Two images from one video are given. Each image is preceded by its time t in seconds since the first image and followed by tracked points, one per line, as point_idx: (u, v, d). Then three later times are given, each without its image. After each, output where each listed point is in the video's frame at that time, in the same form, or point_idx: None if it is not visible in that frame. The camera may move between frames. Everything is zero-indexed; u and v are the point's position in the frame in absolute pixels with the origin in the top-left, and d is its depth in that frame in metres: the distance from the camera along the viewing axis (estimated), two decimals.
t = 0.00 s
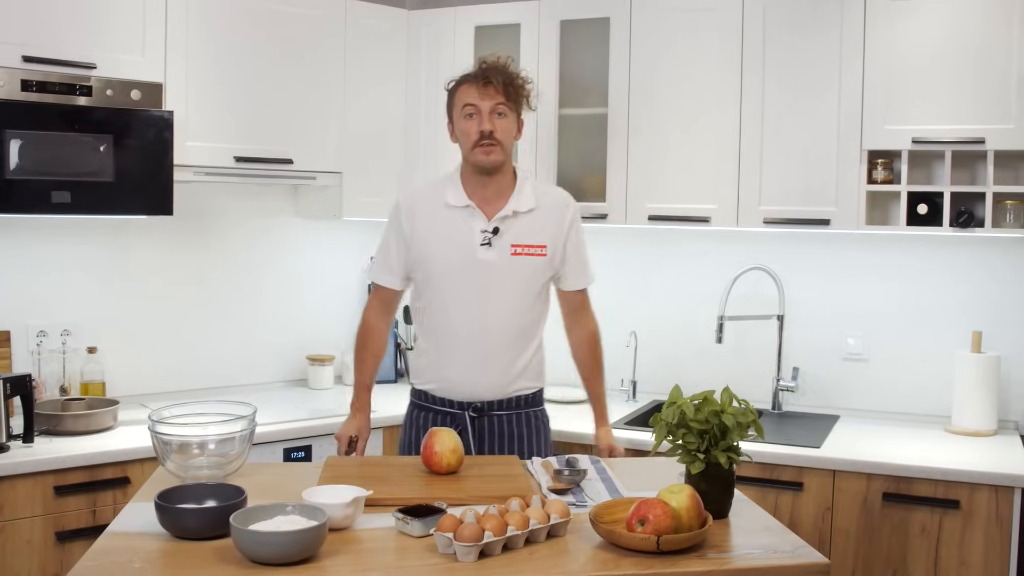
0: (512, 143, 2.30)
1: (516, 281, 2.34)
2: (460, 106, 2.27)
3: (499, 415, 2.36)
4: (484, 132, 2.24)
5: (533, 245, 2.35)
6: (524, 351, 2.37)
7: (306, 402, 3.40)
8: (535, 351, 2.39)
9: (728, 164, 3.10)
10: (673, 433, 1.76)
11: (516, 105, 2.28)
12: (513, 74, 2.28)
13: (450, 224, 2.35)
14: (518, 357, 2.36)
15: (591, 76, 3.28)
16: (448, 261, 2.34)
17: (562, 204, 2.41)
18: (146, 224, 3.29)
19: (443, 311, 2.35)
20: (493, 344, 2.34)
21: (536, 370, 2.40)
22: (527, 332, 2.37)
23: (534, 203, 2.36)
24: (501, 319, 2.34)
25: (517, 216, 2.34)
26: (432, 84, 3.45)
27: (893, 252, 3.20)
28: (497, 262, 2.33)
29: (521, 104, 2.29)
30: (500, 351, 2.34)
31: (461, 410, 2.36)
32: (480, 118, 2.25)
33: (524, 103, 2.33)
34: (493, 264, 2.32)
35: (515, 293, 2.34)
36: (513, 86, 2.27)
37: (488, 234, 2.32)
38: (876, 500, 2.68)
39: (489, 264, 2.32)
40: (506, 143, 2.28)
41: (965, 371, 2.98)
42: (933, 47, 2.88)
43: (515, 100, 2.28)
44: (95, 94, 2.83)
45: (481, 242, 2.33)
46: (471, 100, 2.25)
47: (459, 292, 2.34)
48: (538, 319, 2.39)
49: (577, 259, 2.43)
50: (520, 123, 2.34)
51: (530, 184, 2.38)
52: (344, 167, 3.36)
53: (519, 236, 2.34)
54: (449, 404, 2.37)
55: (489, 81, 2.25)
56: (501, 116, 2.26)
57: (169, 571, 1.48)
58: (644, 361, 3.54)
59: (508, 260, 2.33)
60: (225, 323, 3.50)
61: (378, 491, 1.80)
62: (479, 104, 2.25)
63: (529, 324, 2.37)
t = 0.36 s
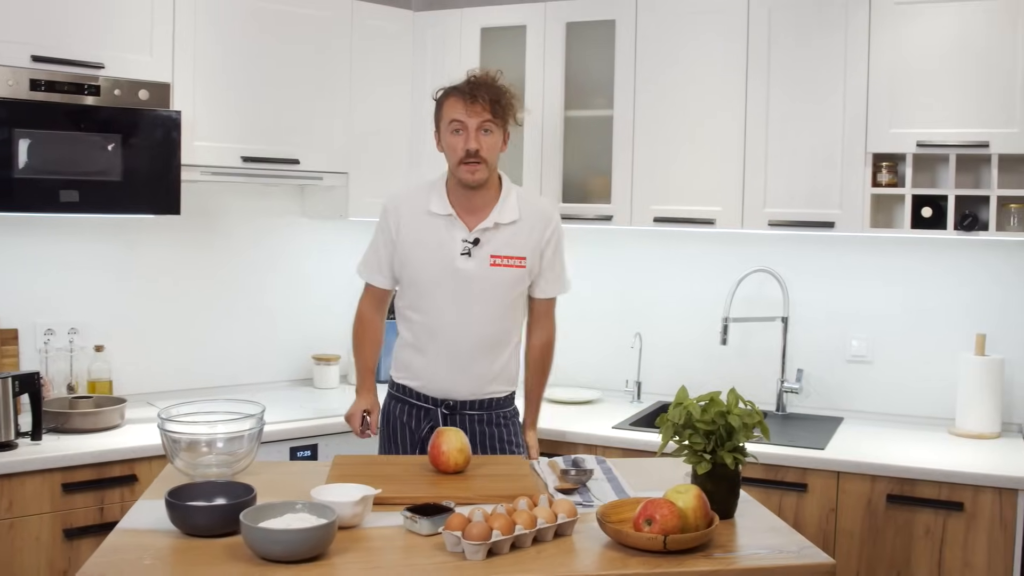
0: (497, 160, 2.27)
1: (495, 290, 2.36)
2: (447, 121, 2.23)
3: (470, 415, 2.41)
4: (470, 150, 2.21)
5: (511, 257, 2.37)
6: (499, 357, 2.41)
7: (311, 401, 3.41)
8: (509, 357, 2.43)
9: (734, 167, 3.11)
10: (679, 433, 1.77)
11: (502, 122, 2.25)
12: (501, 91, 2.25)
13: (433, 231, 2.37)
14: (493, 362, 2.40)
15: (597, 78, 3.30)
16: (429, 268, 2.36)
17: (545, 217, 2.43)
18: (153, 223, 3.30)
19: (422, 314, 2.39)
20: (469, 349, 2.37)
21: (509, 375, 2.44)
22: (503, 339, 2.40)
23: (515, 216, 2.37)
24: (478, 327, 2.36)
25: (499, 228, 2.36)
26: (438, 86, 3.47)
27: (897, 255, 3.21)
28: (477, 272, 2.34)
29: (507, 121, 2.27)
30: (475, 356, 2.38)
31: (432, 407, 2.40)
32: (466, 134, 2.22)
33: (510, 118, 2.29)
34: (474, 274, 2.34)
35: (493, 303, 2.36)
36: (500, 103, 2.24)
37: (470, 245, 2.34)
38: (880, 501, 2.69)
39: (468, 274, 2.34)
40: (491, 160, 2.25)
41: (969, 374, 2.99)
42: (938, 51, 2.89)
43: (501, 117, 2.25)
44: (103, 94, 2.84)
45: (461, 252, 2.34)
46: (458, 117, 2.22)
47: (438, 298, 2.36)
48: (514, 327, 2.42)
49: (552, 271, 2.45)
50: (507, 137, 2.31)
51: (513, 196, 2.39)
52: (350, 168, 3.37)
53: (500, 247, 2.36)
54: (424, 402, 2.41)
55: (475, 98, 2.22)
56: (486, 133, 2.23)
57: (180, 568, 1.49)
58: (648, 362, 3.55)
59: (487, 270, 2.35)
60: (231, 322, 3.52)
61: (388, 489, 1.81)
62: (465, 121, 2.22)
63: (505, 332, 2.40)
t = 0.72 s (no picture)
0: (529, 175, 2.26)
1: (516, 297, 2.35)
2: (479, 138, 2.21)
3: (492, 411, 2.42)
4: (502, 170, 2.20)
5: (534, 267, 2.34)
6: (519, 361, 2.41)
7: (343, 397, 3.43)
8: (536, 360, 2.43)
9: (765, 163, 3.09)
10: (712, 429, 1.77)
11: (534, 138, 2.22)
12: (534, 107, 2.21)
13: (461, 235, 2.39)
14: (512, 367, 2.40)
15: (628, 74, 3.29)
16: (455, 271, 2.40)
17: (574, 225, 2.36)
18: (187, 220, 3.34)
19: (448, 313, 2.43)
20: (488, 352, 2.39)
21: (535, 378, 2.44)
22: (523, 345, 2.39)
23: (541, 226, 2.33)
24: (498, 331, 2.38)
25: (523, 237, 2.33)
26: (469, 82, 3.48)
27: (932, 251, 3.18)
28: (497, 279, 2.34)
29: (540, 136, 2.24)
30: (495, 359, 2.39)
31: (456, 400, 2.43)
32: (498, 152, 2.20)
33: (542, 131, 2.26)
34: (494, 280, 2.35)
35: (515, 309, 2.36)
36: (533, 120, 2.20)
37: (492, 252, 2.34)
38: (913, 498, 2.67)
39: (489, 281, 2.35)
40: (523, 176, 2.24)
41: (1004, 371, 2.96)
42: (972, 46, 2.86)
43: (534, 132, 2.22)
44: (138, 93, 2.87)
45: (484, 258, 2.35)
46: (491, 135, 2.19)
47: (462, 300, 2.40)
48: (537, 334, 2.41)
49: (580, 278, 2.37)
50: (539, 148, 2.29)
51: (543, 205, 2.35)
52: (381, 164, 3.39)
53: (523, 256, 2.34)
54: (447, 396, 2.45)
55: (508, 116, 2.18)
56: (518, 150, 2.21)
57: (218, 560, 1.51)
58: (679, 359, 3.54)
59: (508, 278, 2.34)
60: (263, 318, 3.55)
61: (422, 484, 1.83)
62: (497, 138, 2.19)
63: (526, 338, 2.39)
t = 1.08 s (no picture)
0: (498, 202, 2.11)
1: (519, 305, 2.30)
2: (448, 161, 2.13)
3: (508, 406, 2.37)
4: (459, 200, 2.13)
5: (534, 279, 2.26)
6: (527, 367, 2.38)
7: (356, 390, 3.44)
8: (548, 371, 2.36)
9: (780, 155, 3.07)
10: (724, 423, 1.76)
11: (485, 174, 2.05)
12: (474, 150, 2.00)
13: (482, 235, 2.40)
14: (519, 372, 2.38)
15: (642, 66, 3.28)
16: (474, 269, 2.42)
17: (575, 239, 2.19)
18: (201, 214, 3.35)
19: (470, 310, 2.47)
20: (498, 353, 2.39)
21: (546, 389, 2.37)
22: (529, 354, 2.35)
23: (540, 238, 2.21)
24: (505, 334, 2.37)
25: (524, 248, 2.25)
26: (483, 75, 3.47)
27: (948, 243, 3.15)
28: (503, 284, 2.32)
29: (491, 173, 2.05)
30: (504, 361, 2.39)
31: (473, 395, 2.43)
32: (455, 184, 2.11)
33: (500, 158, 2.03)
34: (500, 285, 2.32)
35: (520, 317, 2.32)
36: (476, 161, 2.02)
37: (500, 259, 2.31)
38: (928, 492, 2.65)
39: (497, 285, 2.34)
40: (488, 204, 2.12)
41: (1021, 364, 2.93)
42: (990, 36, 2.83)
43: (485, 170, 2.04)
44: (154, 87, 2.89)
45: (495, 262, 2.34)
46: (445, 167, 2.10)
47: (480, 299, 2.42)
48: (544, 346, 2.33)
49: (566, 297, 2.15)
50: (510, 170, 2.07)
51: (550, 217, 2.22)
52: (395, 157, 3.38)
53: (525, 267, 2.27)
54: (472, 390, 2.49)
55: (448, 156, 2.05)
56: (470, 186, 2.08)
57: (231, 552, 1.52)
58: (694, 352, 3.53)
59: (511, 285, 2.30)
60: (277, 312, 3.56)
61: (434, 477, 1.83)
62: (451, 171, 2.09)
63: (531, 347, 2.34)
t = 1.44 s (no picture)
0: (481, 235, 2.21)
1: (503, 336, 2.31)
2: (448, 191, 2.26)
3: (513, 427, 2.42)
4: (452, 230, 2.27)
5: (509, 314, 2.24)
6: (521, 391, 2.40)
7: (352, 400, 3.44)
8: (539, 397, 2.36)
9: (775, 164, 3.07)
10: (715, 434, 1.75)
11: (457, 211, 2.16)
12: (440, 190, 2.13)
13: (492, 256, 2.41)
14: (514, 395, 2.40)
15: (638, 76, 3.28)
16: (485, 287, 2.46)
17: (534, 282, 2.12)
18: (198, 224, 3.35)
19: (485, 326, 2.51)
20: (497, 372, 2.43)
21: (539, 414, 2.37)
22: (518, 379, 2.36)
23: (509, 274, 2.18)
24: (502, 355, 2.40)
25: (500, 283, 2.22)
26: (479, 84, 3.47)
27: (945, 253, 3.15)
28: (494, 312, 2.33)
29: (463, 211, 2.16)
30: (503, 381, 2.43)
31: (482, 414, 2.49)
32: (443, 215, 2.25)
33: (470, 196, 2.12)
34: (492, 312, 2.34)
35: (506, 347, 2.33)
36: (447, 199, 2.14)
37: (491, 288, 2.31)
38: (924, 504, 2.64)
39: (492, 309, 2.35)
40: (473, 236, 2.23)
41: (1018, 375, 2.92)
42: (985, 45, 2.83)
43: (457, 208, 2.16)
44: (149, 98, 2.89)
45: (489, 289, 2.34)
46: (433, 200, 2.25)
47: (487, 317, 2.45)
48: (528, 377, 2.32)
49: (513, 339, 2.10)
50: (485, 207, 2.15)
51: (526, 250, 2.17)
52: (392, 168, 3.39)
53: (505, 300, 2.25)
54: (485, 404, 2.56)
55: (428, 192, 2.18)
56: (453, 220, 2.21)
57: (218, 564, 1.51)
58: (691, 362, 3.52)
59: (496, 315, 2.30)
60: (274, 322, 3.56)
61: (423, 488, 1.83)
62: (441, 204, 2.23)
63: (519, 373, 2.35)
